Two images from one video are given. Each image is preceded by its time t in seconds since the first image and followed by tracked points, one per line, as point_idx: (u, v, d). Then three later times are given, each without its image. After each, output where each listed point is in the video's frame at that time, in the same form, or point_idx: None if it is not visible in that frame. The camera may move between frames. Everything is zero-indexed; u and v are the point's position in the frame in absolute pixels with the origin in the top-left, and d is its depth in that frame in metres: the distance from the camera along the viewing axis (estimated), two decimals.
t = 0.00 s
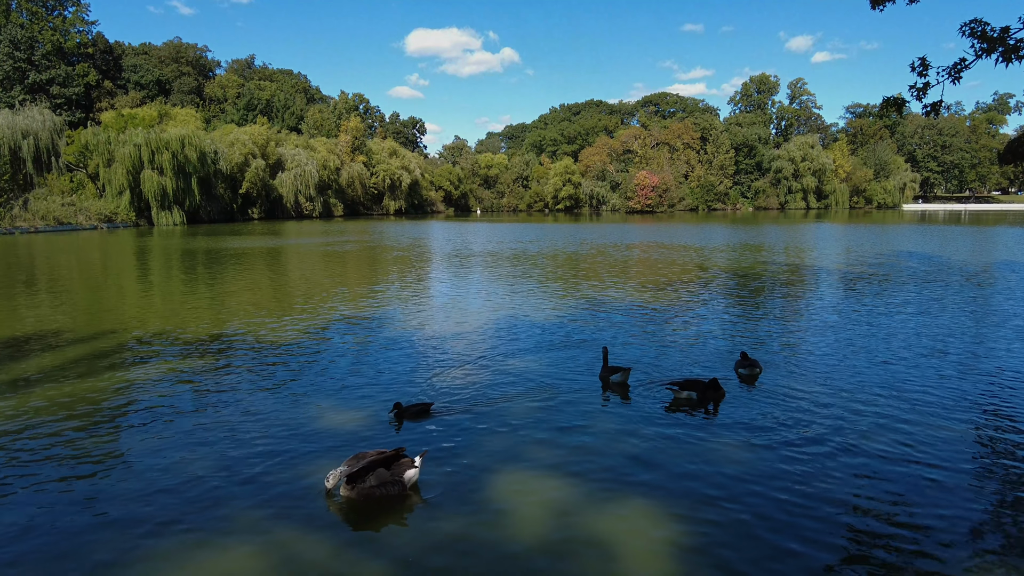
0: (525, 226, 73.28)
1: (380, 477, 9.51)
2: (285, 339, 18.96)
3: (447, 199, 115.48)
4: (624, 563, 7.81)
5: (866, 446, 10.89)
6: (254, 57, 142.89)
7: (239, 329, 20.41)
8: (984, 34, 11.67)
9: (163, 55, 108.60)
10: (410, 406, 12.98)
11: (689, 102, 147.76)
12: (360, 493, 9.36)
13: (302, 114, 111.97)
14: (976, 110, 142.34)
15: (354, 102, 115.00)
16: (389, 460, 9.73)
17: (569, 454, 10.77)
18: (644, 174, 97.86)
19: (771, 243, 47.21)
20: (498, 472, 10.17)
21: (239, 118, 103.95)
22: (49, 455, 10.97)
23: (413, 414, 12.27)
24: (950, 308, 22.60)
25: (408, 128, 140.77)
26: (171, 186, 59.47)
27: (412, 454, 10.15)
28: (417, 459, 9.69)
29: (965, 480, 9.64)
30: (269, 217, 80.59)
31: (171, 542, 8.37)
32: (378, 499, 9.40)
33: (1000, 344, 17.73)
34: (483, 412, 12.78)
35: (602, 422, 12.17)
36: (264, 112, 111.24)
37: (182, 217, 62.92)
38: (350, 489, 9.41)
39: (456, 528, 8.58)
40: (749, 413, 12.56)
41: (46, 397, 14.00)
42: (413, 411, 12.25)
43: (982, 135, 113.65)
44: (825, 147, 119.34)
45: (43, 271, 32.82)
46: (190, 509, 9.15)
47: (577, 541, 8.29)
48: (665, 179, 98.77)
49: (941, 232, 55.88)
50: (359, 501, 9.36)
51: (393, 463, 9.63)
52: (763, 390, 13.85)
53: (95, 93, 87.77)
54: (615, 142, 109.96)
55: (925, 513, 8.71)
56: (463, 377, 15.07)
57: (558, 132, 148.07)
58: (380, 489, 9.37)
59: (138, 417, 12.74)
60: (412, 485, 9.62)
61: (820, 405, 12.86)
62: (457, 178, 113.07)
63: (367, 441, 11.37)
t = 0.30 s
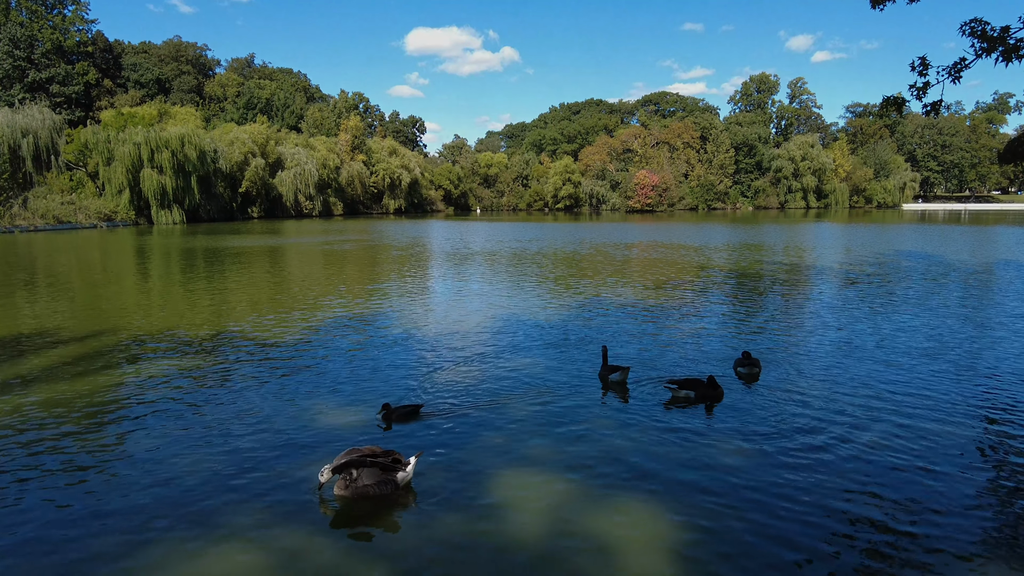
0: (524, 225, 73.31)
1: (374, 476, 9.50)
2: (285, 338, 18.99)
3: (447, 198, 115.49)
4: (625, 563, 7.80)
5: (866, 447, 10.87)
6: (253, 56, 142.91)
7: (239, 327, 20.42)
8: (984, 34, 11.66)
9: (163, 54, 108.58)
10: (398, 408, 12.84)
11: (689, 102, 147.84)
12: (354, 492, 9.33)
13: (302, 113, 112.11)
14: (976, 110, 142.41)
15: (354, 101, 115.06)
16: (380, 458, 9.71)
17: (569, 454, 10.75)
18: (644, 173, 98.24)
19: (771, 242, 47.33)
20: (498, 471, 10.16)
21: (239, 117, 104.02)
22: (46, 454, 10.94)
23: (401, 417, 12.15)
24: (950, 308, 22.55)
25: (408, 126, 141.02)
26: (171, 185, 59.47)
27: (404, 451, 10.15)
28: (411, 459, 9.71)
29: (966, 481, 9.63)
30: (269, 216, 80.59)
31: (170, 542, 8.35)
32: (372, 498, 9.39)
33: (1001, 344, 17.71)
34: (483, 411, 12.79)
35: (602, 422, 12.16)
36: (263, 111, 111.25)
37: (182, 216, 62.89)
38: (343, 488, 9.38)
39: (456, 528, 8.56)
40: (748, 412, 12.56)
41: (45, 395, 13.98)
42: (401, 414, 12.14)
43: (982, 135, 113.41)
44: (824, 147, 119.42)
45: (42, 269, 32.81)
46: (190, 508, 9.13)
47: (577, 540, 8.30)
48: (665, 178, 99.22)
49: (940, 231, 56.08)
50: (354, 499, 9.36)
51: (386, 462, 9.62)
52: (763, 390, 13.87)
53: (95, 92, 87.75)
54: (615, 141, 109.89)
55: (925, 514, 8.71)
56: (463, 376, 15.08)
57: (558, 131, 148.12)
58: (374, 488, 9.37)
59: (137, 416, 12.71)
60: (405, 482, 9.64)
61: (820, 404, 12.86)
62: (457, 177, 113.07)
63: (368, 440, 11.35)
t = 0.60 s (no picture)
0: (524, 223, 73.28)
1: (368, 475, 9.51)
2: (284, 337, 19.02)
3: (447, 196, 115.45)
4: (626, 563, 7.80)
5: (865, 445, 10.90)
6: (253, 54, 142.81)
7: (239, 326, 20.47)
8: (985, 32, 11.62)
9: (163, 53, 108.49)
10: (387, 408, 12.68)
11: (689, 100, 147.78)
12: (347, 492, 9.34)
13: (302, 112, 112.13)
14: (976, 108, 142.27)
15: (354, 99, 115.01)
16: (370, 456, 9.69)
17: (569, 452, 10.78)
18: (644, 171, 98.50)
19: (770, 241, 47.26)
20: (497, 469, 10.20)
21: (239, 115, 104.01)
22: (41, 454, 10.93)
23: (389, 417, 11.95)
24: (950, 307, 22.52)
25: (408, 125, 141.06)
26: (171, 183, 59.47)
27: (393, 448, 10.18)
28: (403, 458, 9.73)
29: (967, 479, 9.66)
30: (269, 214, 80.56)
31: (171, 542, 8.33)
32: (368, 496, 9.41)
33: (999, 342, 17.75)
34: (484, 409, 12.81)
35: (602, 420, 12.20)
36: (263, 110, 111.22)
37: (182, 214, 62.83)
38: (337, 489, 9.40)
39: (457, 527, 8.56)
40: (747, 411, 12.61)
41: (46, 393, 14.04)
42: (389, 414, 11.94)
43: (982, 133, 113.39)
44: (824, 145, 119.30)
45: (43, 268, 32.82)
46: (190, 506, 9.16)
47: (576, 538, 8.33)
48: (666, 176, 99.48)
49: (940, 230, 56.09)
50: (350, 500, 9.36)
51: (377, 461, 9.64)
52: (762, 388, 13.92)
53: (94, 90, 87.68)
54: (616, 140, 109.69)
55: (926, 513, 8.73)
56: (463, 374, 15.09)
57: (558, 129, 148.08)
58: (369, 487, 9.39)
59: (135, 415, 12.71)
60: (398, 479, 9.66)
61: (820, 403, 12.88)
62: (457, 176, 113.07)
63: (368, 438, 11.39)
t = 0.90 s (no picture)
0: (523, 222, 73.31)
1: (359, 474, 9.51)
2: (284, 335, 19.02)
3: (447, 196, 115.46)
4: (624, 562, 7.81)
5: (864, 444, 10.92)
6: (253, 53, 142.73)
7: (239, 325, 20.48)
8: (984, 32, 11.65)
9: (163, 52, 108.37)
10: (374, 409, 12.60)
11: (689, 99, 147.83)
12: (338, 491, 9.34)
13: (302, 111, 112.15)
14: (976, 108, 142.26)
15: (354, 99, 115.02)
16: (361, 455, 9.70)
17: (568, 451, 10.81)
18: (643, 171, 98.92)
19: (771, 241, 47.24)
20: (496, 468, 10.23)
21: (239, 114, 103.95)
22: (39, 451, 11.00)
23: (377, 419, 11.88)
24: (949, 307, 22.49)
25: (408, 124, 140.97)
26: (170, 183, 59.43)
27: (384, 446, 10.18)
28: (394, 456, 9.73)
29: (965, 479, 9.68)
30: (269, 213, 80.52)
31: (170, 541, 8.33)
32: (360, 495, 9.41)
33: (998, 342, 17.76)
34: (483, 408, 12.84)
35: (601, 419, 12.23)
36: (263, 108, 111.17)
37: (182, 213, 62.73)
38: (329, 489, 9.38)
39: (455, 526, 8.58)
40: (746, 410, 12.65)
41: (46, 392, 14.07)
42: (376, 417, 11.88)
43: (982, 133, 113.55)
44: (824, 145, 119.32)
45: (42, 267, 32.83)
46: (189, 505, 9.18)
47: (576, 537, 8.35)
48: (665, 176, 99.43)
49: (940, 230, 56.19)
50: (342, 499, 9.34)
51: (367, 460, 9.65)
52: (761, 387, 13.97)
53: (94, 89, 87.59)
54: (616, 139, 109.68)
55: (923, 512, 8.74)
56: (463, 374, 15.10)
57: (558, 129, 148.09)
58: (360, 486, 9.38)
59: (134, 414, 12.72)
60: (389, 478, 9.66)
61: (819, 402, 12.92)
62: (457, 175, 113.11)
63: (368, 437, 11.44)
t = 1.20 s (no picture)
0: (523, 221, 73.36)
1: (349, 473, 9.52)
2: (284, 335, 19.00)
3: (447, 194, 115.46)
4: (624, 560, 7.81)
5: (864, 443, 10.93)
6: (252, 52, 142.70)
7: (238, 324, 20.45)
8: (985, 31, 11.65)
9: (163, 50, 108.34)
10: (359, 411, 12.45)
11: (689, 98, 147.98)
12: (328, 489, 9.36)
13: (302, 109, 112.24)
14: (977, 107, 142.22)
15: (354, 97, 115.09)
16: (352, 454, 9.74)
17: (569, 449, 10.84)
18: (644, 170, 98.68)
19: (769, 239, 47.38)
20: (496, 466, 10.25)
21: (239, 113, 103.95)
22: (33, 451, 10.96)
23: (362, 421, 11.72)
24: (950, 306, 22.48)
25: (408, 123, 140.99)
26: (170, 181, 59.40)
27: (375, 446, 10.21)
28: (382, 453, 9.74)
29: (966, 478, 9.67)
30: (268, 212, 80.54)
31: (172, 539, 8.33)
32: (350, 494, 9.43)
33: (997, 341, 17.77)
34: (483, 406, 12.86)
35: (602, 417, 12.28)
36: (263, 107, 111.18)
37: (182, 212, 62.68)
38: (319, 487, 9.37)
39: (454, 525, 8.58)
40: (744, 408, 12.69)
41: (48, 391, 14.11)
42: (361, 418, 11.71)
43: (982, 132, 113.74)
44: (824, 144, 119.38)
45: (42, 266, 32.81)
46: (191, 502, 9.21)
47: (577, 535, 8.37)
48: (666, 175, 99.26)
49: (941, 229, 56.24)
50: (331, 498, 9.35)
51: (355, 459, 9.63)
52: (761, 385, 14.01)
53: (93, 88, 87.49)
54: (615, 138, 109.74)
55: (923, 510, 8.77)
56: (464, 372, 15.10)
57: (558, 127, 148.08)
58: (351, 485, 9.40)
59: (137, 412, 12.75)
60: (378, 477, 9.70)
61: (818, 400, 12.94)
62: (457, 173, 113.18)
63: (368, 434, 11.47)
